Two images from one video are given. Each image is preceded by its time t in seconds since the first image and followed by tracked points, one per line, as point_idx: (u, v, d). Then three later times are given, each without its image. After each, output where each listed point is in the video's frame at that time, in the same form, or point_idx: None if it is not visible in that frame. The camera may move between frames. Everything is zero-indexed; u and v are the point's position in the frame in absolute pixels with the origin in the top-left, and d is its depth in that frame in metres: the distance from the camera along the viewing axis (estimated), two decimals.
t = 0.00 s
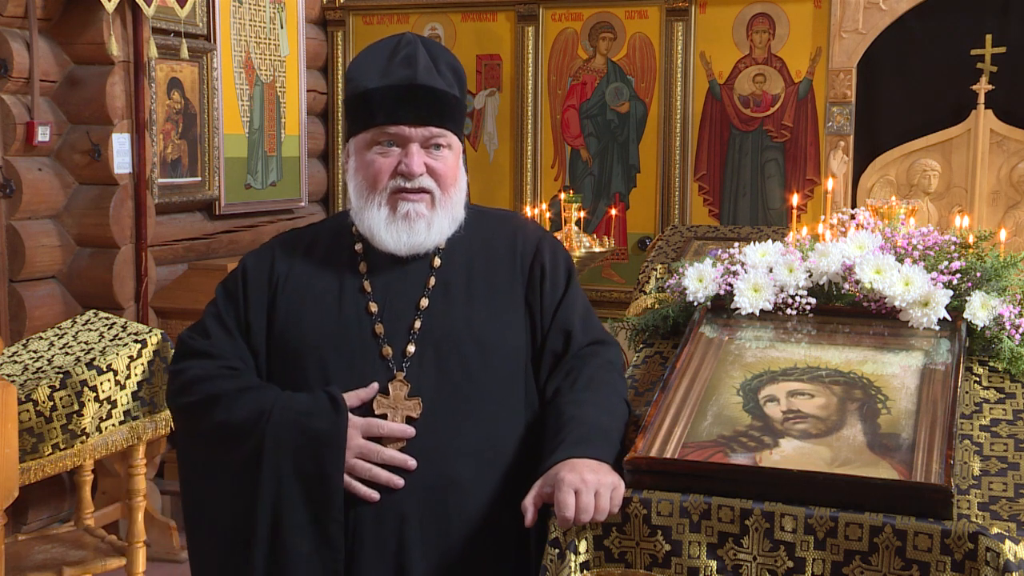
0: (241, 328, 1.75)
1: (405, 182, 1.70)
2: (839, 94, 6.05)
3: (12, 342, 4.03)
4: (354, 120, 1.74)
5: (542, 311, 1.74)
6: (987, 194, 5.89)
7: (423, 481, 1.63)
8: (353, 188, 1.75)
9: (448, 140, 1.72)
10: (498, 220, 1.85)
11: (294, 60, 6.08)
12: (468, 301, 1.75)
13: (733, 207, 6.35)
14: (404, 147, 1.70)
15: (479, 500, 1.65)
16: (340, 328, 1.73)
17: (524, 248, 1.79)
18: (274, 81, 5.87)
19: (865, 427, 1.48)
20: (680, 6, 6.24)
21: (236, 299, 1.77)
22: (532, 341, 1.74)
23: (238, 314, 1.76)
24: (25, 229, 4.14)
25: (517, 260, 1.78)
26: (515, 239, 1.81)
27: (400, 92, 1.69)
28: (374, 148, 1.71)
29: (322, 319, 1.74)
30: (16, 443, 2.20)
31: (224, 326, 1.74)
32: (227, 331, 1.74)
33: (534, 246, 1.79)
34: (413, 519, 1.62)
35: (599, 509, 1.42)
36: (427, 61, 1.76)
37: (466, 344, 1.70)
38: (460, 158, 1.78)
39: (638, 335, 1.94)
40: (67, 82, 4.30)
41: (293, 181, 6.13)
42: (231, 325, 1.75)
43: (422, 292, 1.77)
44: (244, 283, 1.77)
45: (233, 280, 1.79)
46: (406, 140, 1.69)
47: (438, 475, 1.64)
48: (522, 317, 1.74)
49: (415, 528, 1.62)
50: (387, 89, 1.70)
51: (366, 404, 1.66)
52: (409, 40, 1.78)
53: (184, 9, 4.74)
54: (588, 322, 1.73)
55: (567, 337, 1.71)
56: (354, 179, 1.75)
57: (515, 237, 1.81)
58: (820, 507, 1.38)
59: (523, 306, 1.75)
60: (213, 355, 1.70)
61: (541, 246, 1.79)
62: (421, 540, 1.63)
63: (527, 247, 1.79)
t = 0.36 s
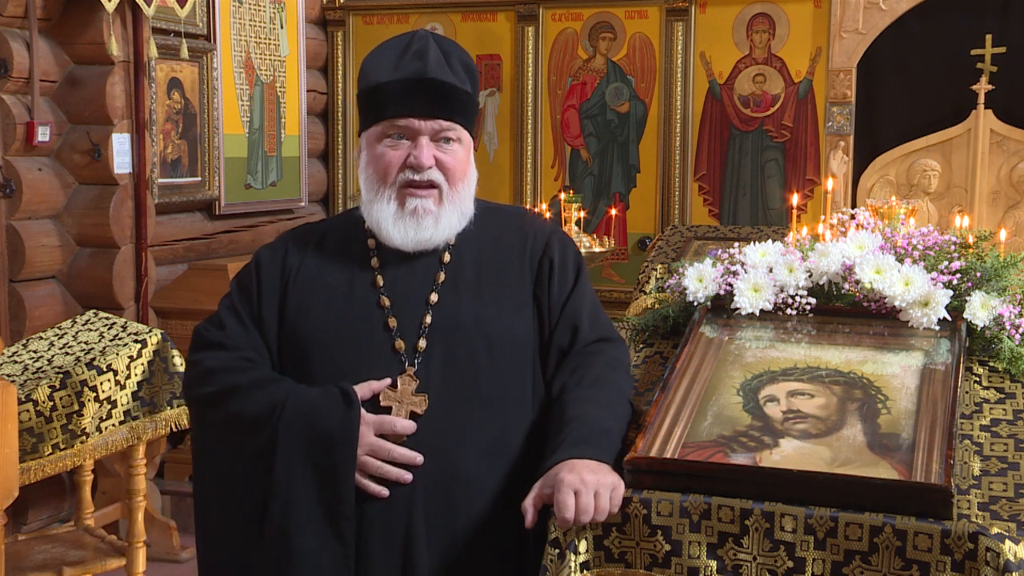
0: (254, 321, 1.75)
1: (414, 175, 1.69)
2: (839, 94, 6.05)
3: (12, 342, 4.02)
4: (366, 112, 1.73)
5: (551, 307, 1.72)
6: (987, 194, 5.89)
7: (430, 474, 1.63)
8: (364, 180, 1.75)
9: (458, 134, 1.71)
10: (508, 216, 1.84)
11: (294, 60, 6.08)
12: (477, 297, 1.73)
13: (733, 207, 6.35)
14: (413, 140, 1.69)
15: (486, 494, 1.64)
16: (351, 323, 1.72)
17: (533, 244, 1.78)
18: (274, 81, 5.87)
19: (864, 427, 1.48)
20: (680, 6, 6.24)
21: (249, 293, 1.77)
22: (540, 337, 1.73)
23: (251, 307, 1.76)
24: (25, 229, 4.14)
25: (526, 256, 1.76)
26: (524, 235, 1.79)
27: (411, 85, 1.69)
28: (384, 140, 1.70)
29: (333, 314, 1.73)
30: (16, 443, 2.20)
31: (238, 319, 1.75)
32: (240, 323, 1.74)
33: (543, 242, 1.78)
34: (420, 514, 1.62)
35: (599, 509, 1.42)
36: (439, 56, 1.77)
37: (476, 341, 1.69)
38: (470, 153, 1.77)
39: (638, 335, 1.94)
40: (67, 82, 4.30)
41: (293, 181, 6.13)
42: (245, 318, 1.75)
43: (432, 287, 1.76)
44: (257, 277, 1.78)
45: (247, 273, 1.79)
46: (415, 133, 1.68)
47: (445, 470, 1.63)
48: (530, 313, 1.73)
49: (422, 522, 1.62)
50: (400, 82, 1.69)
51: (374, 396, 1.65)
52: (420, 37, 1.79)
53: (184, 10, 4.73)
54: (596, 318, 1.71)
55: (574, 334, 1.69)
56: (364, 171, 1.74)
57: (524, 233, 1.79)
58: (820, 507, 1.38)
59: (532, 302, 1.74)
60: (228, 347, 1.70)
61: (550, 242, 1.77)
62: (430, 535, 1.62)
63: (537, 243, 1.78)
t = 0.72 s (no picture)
0: (259, 320, 1.75)
1: (425, 161, 1.68)
2: (839, 94, 6.05)
3: (12, 342, 4.02)
4: (379, 103, 1.73)
5: (558, 306, 1.71)
6: (987, 194, 5.88)
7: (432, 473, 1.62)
8: (376, 169, 1.74)
9: (470, 124, 1.70)
10: (519, 214, 1.82)
11: (294, 60, 6.08)
12: (486, 294, 1.72)
13: (733, 207, 6.35)
14: (426, 128, 1.68)
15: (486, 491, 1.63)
16: (358, 320, 1.71)
17: (542, 243, 1.76)
18: (274, 81, 5.87)
19: (864, 427, 1.48)
20: (680, 6, 6.24)
21: (257, 290, 1.77)
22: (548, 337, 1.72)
23: (258, 305, 1.76)
24: (25, 229, 4.14)
25: (535, 254, 1.75)
26: (535, 233, 1.78)
27: (423, 75, 1.68)
28: (397, 128, 1.70)
29: (340, 311, 1.72)
30: (16, 443, 2.20)
31: (242, 319, 1.75)
32: (246, 323, 1.75)
33: (554, 241, 1.76)
34: (425, 513, 1.61)
35: (598, 508, 1.42)
36: (452, 49, 1.75)
37: (482, 339, 1.68)
38: (483, 145, 1.76)
39: (638, 335, 1.94)
40: (67, 82, 4.30)
41: (293, 181, 6.13)
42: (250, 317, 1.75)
43: (440, 283, 1.75)
44: (262, 274, 1.77)
45: (256, 270, 1.79)
46: (428, 120, 1.68)
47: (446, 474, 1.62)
48: (539, 313, 1.72)
49: (427, 521, 1.61)
50: (413, 72, 1.69)
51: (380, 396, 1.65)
52: (435, 32, 1.78)
53: (184, 10, 4.73)
54: (603, 319, 1.70)
55: (582, 334, 1.68)
56: (377, 160, 1.74)
57: (535, 232, 1.78)
58: (820, 508, 1.38)
59: (540, 301, 1.73)
60: (231, 351, 1.71)
61: (560, 241, 1.76)
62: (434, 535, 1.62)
63: (547, 242, 1.76)
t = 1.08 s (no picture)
0: (265, 326, 1.73)
1: (436, 164, 1.67)
2: (839, 94, 6.05)
3: (12, 342, 4.02)
4: (390, 105, 1.72)
5: (566, 310, 1.70)
6: (987, 194, 5.88)
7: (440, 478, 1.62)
8: (386, 171, 1.73)
9: (481, 127, 1.69)
10: (525, 216, 1.81)
11: (294, 60, 6.08)
12: (495, 300, 1.71)
13: (733, 207, 6.35)
14: (437, 130, 1.67)
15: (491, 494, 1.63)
16: (367, 325, 1.70)
17: (549, 245, 1.75)
18: (274, 81, 5.87)
19: (864, 427, 1.48)
20: (680, 6, 6.24)
21: (263, 293, 1.75)
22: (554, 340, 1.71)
23: (264, 310, 1.74)
24: (25, 229, 4.14)
25: (541, 257, 1.74)
26: (540, 235, 1.77)
27: (435, 77, 1.67)
28: (408, 130, 1.68)
29: (348, 315, 1.71)
30: (16, 443, 2.20)
31: (248, 323, 1.73)
32: (250, 330, 1.73)
33: (559, 243, 1.76)
34: (437, 517, 1.62)
35: (599, 509, 1.41)
36: (463, 50, 1.74)
37: (492, 344, 1.68)
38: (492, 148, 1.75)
39: (638, 335, 1.94)
40: (67, 82, 4.30)
41: (293, 181, 6.13)
42: (255, 324, 1.73)
43: (449, 288, 1.74)
44: (268, 279, 1.76)
45: (262, 273, 1.77)
46: (439, 123, 1.66)
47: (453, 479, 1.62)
48: (545, 316, 1.71)
49: (440, 524, 1.62)
50: (424, 74, 1.68)
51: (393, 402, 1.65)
52: (446, 33, 1.76)
53: (184, 10, 4.74)
54: (606, 320, 1.70)
55: (584, 334, 1.68)
56: (387, 162, 1.72)
57: (540, 233, 1.77)
58: (820, 508, 1.38)
59: (546, 303, 1.72)
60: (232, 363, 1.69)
61: (566, 244, 1.75)
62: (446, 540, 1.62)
63: (552, 243, 1.76)
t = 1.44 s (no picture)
0: (268, 330, 1.73)
1: (438, 169, 1.66)
2: (840, 94, 6.05)
3: (12, 342, 4.02)
4: (390, 108, 1.71)
5: (566, 311, 1.70)
6: (987, 194, 5.88)
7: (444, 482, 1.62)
8: (388, 176, 1.73)
9: (482, 130, 1.68)
10: (525, 215, 1.80)
11: (294, 60, 6.08)
12: (497, 303, 1.71)
13: (733, 207, 6.35)
14: (438, 135, 1.67)
15: (492, 494, 1.63)
16: (370, 328, 1.70)
17: (549, 245, 1.75)
18: (274, 81, 5.87)
19: (864, 427, 1.48)
20: (680, 6, 6.24)
21: (266, 296, 1.74)
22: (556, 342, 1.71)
23: (268, 313, 1.73)
24: (25, 229, 4.14)
25: (542, 258, 1.74)
26: (540, 234, 1.76)
27: (436, 81, 1.66)
28: (409, 134, 1.68)
29: (351, 319, 1.71)
30: (16, 443, 2.20)
31: (252, 328, 1.73)
32: (253, 334, 1.73)
33: (559, 243, 1.75)
34: (442, 519, 1.62)
35: (598, 508, 1.40)
36: (463, 52, 1.73)
37: (494, 346, 1.67)
38: (493, 149, 1.75)
39: (638, 335, 1.94)
40: (67, 82, 4.30)
41: (293, 182, 6.13)
42: (259, 328, 1.73)
43: (452, 291, 1.74)
44: (273, 281, 1.75)
45: (265, 275, 1.76)
46: (440, 127, 1.66)
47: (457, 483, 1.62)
48: (546, 318, 1.71)
49: (445, 526, 1.62)
50: (424, 77, 1.67)
51: (398, 406, 1.65)
52: (445, 33, 1.76)
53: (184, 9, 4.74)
54: (605, 319, 1.69)
55: (584, 334, 1.67)
56: (389, 167, 1.72)
57: (541, 233, 1.76)
58: (820, 507, 1.38)
59: (547, 304, 1.71)
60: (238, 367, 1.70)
61: (566, 242, 1.75)
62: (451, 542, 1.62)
63: (552, 243, 1.75)
